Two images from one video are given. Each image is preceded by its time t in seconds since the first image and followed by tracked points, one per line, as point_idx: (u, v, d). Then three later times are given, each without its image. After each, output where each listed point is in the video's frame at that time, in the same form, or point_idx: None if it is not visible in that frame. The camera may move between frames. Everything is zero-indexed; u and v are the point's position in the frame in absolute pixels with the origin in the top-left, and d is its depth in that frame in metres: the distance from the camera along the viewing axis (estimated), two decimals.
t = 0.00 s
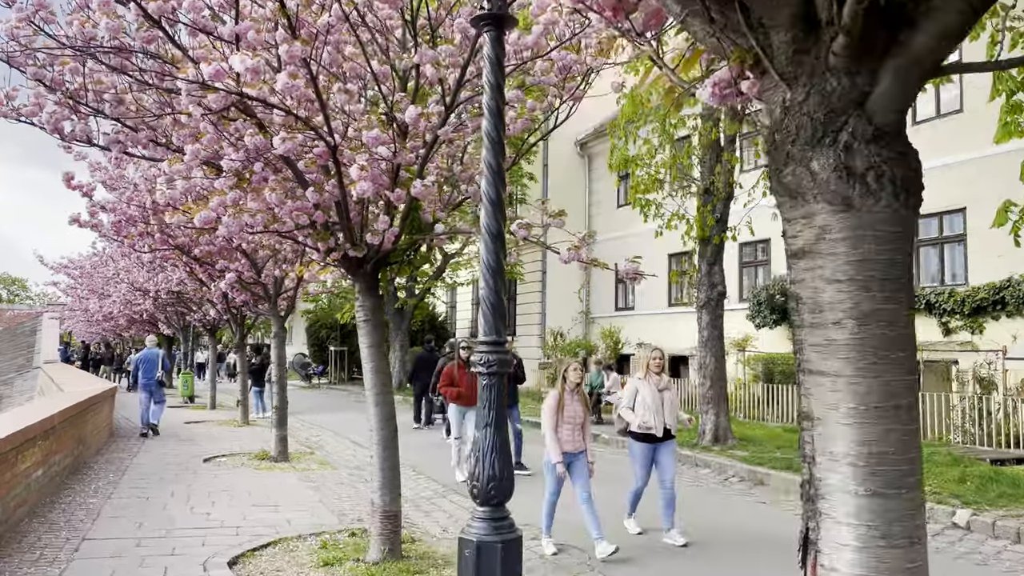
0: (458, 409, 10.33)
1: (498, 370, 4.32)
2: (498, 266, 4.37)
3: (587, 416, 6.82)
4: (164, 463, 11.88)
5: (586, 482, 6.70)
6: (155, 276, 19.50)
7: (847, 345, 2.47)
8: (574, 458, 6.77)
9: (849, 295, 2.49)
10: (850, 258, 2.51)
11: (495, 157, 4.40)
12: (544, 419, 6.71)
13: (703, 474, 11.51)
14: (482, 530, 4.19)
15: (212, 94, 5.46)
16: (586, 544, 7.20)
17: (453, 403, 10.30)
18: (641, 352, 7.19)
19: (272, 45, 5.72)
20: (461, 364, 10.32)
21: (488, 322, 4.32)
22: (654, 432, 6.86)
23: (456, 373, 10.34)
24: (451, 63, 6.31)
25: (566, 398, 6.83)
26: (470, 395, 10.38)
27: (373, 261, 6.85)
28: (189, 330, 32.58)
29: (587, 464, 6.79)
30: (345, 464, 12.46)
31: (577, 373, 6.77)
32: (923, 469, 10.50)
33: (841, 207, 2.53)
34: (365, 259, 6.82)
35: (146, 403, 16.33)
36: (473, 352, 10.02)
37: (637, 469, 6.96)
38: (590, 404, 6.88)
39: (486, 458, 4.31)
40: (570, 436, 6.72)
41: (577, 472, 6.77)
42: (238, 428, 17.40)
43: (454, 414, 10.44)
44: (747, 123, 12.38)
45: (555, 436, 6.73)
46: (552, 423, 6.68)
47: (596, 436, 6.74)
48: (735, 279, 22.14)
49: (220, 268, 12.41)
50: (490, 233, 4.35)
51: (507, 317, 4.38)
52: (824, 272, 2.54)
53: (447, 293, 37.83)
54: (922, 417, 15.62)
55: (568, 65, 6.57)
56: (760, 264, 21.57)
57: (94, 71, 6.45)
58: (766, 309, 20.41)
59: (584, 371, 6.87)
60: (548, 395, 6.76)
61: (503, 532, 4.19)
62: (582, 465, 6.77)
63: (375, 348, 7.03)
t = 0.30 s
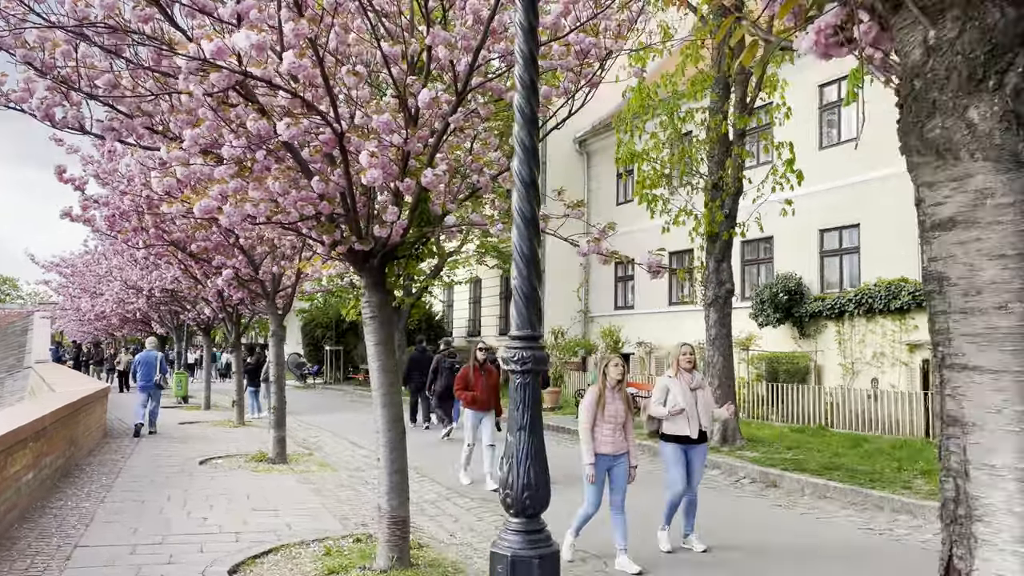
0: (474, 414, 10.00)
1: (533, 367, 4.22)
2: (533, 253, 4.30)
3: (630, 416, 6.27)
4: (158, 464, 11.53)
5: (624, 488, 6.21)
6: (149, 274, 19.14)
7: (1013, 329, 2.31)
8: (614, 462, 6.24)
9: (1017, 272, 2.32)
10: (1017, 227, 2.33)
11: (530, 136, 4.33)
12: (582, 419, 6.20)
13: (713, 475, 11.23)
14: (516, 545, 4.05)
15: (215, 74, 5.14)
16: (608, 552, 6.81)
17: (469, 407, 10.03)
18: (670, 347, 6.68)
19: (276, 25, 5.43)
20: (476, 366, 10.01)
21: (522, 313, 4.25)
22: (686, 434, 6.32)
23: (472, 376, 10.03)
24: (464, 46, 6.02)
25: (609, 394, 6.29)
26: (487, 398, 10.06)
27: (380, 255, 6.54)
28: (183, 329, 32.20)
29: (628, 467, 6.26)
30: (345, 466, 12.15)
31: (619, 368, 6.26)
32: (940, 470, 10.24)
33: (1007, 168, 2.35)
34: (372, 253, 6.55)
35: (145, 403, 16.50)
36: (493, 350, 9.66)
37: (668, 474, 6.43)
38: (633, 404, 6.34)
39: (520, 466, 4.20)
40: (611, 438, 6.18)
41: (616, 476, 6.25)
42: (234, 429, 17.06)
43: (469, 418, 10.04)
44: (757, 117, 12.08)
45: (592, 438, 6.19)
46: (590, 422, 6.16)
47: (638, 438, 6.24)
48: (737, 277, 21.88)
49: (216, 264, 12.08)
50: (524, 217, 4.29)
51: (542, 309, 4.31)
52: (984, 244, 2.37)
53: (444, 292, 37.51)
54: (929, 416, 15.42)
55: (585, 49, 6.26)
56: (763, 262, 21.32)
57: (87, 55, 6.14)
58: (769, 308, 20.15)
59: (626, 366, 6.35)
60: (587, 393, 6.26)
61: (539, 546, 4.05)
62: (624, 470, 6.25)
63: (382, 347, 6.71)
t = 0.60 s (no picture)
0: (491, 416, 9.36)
1: (574, 376, 4.01)
2: (575, 244, 4.05)
3: (668, 422, 5.92)
4: (150, 469, 11.15)
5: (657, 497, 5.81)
6: (140, 272, 18.73)
7: None
8: (648, 469, 5.83)
9: None
10: None
11: (570, 114, 4.11)
12: (616, 421, 5.83)
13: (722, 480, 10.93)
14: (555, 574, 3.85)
15: (212, 55, 4.78)
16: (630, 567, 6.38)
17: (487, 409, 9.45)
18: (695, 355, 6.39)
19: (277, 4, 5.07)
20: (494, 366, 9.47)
21: (563, 312, 4.00)
22: (719, 447, 5.99)
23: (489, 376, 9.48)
24: (476, 29, 5.66)
25: (643, 398, 5.92)
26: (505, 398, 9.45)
27: (385, 251, 6.20)
28: (174, 328, 31.75)
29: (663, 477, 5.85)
30: (342, 470, 11.80)
31: (656, 371, 5.92)
32: (958, 474, 9.96)
33: None
34: (377, 250, 6.25)
35: (139, 402, 16.86)
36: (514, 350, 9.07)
37: (699, 490, 6.07)
38: (670, 410, 5.99)
39: (560, 489, 3.99)
40: (645, 444, 5.79)
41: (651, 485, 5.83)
42: (227, 431, 16.67)
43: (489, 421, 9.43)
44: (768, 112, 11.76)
45: (624, 442, 5.81)
46: (623, 426, 5.79)
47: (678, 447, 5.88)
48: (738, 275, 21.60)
49: (210, 263, 11.70)
50: (564, 205, 4.04)
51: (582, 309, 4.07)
52: None
53: (439, 291, 37.15)
54: (938, 417, 15.15)
55: (605, 34, 5.93)
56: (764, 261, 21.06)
57: (75, 38, 5.76)
58: (772, 307, 19.87)
59: (661, 370, 6.01)
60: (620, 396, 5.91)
61: None
62: (659, 478, 5.84)
63: (386, 348, 6.36)
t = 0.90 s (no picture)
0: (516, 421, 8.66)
1: (638, 378, 3.75)
2: (636, 231, 3.77)
3: (714, 429, 5.64)
4: (148, 473, 10.82)
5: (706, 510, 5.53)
6: (135, 271, 18.38)
7: None
8: (695, 482, 5.55)
9: None
10: None
11: (631, 85, 3.82)
12: (657, 429, 5.59)
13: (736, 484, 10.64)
14: None
15: (221, 32, 4.47)
16: None
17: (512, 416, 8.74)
18: (731, 354, 6.10)
19: None
20: (517, 371, 8.82)
21: (625, 306, 3.72)
22: (761, 455, 5.73)
23: (512, 380, 8.80)
24: (497, 9, 5.35)
25: (688, 405, 5.66)
26: (532, 404, 8.74)
27: (398, 246, 5.91)
28: (169, 329, 31.39)
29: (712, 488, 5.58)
30: (345, 474, 11.48)
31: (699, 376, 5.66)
32: (980, 478, 9.70)
33: None
34: (389, 245, 5.92)
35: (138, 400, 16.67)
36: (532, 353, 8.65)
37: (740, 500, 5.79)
38: (716, 417, 5.71)
39: (625, 500, 3.71)
40: (691, 454, 5.54)
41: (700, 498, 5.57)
42: (225, 433, 16.33)
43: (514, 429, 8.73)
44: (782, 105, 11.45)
45: (665, 451, 5.58)
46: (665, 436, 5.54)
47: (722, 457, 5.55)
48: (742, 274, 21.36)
49: (209, 260, 11.36)
50: (624, 186, 3.76)
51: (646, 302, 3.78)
52: None
53: (437, 291, 36.84)
54: (950, 418, 14.91)
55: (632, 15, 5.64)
56: (769, 260, 20.78)
57: (71, 20, 5.44)
58: (778, 307, 19.62)
59: (705, 374, 5.73)
60: (662, 403, 5.67)
61: None
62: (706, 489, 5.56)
63: (399, 347, 6.05)
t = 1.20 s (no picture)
0: (545, 427, 8.15)
1: (720, 395, 3.25)
2: (715, 223, 3.34)
3: (771, 444, 5.41)
4: (146, 479, 10.50)
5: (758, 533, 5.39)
6: (133, 270, 18.06)
7: None
8: (751, 501, 5.39)
9: None
10: None
11: (708, 58, 3.39)
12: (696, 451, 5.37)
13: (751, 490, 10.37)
14: None
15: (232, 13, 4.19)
16: None
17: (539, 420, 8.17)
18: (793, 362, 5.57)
19: None
20: (548, 372, 8.27)
21: (704, 308, 3.27)
22: (826, 474, 5.28)
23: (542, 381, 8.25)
24: None
25: (743, 417, 5.49)
26: (561, 409, 8.19)
27: (414, 244, 5.61)
28: (166, 329, 31.03)
29: (769, 510, 5.37)
30: (349, 480, 11.16)
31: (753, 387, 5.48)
32: (1005, 484, 9.43)
33: None
34: (404, 243, 5.63)
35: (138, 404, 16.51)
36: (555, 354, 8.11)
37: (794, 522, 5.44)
38: (774, 428, 5.48)
39: (710, 533, 3.22)
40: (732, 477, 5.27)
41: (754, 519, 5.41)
42: (224, 436, 16.02)
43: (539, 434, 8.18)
44: (798, 100, 11.14)
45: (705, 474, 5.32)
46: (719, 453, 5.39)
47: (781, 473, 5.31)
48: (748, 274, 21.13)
49: (209, 259, 11.04)
50: (701, 173, 3.32)
51: (725, 305, 3.33)
52: None
53: (436, 291, 36.55)
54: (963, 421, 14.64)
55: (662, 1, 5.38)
56: (776, 260, 20.50)
57: (70, 4, 5.14)
58: (785, 308, 19.36)
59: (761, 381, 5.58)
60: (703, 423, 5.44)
61: None
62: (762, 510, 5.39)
63: (413, 351, 5.75)
